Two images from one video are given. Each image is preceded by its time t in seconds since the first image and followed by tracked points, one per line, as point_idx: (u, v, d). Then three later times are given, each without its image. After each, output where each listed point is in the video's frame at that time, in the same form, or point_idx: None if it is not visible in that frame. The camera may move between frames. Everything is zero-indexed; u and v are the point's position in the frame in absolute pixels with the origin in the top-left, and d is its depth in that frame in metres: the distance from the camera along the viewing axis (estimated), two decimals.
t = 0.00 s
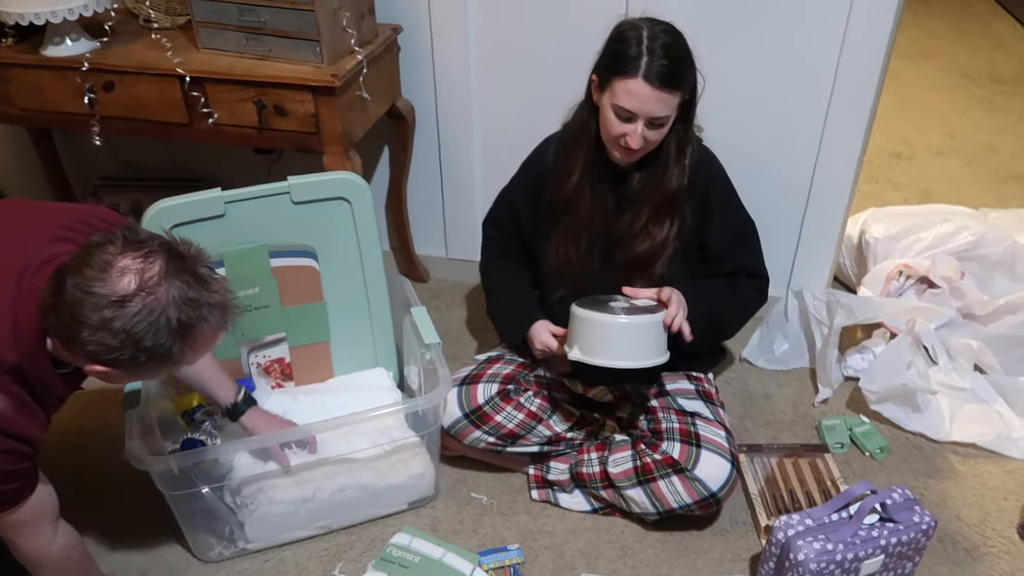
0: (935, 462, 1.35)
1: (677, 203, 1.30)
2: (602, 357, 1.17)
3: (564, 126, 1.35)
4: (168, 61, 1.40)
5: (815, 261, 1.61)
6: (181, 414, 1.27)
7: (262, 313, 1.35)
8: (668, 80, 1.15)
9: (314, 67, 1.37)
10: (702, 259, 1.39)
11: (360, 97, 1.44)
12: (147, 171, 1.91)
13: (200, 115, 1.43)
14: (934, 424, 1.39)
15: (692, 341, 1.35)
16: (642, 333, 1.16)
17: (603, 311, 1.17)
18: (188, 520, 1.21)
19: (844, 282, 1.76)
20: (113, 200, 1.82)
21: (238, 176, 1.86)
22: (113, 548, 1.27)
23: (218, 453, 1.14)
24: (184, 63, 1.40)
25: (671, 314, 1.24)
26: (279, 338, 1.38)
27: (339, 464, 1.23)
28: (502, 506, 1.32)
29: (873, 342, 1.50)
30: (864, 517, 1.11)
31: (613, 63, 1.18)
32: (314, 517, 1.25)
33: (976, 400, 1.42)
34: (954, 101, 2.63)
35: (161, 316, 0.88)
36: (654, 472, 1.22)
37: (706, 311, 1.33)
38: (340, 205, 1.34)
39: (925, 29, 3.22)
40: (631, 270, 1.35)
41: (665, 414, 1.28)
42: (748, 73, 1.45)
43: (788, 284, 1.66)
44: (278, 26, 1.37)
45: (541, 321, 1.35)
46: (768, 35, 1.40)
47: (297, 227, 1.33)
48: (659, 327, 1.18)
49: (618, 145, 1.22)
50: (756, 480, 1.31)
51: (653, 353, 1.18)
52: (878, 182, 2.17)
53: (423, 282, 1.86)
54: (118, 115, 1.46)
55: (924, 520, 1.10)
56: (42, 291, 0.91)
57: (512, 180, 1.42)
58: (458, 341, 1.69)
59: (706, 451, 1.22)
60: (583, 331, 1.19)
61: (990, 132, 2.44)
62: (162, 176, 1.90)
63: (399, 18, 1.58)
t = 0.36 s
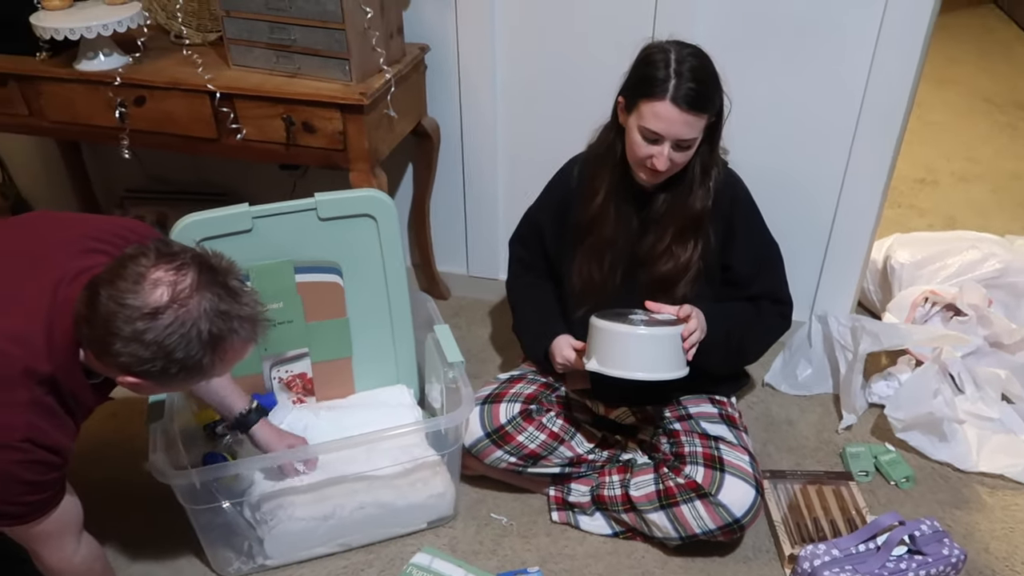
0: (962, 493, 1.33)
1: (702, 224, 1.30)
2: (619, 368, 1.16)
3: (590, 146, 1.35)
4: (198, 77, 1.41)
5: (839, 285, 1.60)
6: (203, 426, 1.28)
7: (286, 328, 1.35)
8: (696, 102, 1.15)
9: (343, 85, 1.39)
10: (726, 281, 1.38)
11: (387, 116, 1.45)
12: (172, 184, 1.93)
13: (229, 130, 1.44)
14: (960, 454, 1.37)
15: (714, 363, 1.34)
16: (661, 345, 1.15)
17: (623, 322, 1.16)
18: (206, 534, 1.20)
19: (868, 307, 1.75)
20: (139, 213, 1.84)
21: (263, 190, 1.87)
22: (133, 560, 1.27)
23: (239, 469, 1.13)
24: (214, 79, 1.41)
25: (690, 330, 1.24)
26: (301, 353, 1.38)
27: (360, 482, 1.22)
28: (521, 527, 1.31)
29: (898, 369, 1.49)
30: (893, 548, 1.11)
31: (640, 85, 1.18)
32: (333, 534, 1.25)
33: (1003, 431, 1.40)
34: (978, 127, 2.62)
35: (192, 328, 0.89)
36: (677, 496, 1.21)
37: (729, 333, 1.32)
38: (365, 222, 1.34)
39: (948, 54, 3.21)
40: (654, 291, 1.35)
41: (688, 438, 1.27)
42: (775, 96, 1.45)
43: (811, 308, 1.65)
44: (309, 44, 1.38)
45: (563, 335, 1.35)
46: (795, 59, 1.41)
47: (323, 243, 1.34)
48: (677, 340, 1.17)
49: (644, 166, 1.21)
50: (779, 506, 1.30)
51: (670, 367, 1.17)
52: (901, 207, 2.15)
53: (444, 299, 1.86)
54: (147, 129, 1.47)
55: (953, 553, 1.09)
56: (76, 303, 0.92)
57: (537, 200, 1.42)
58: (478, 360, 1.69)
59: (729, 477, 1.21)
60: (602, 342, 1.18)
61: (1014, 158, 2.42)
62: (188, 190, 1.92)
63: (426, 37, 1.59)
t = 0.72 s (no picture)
0: (982, 501, 1.31)
1: (721, 227, 1.29)
2: (635, 370, 1.15)
3: (608, 147, 1.35)
4: (219, 76, 1.42)
5: (859, 290, 1.59)
6: (219, 424, 1.29)
7: (302, 327, 1.36)
8: (717, 104, 1.15)
9: (363, 85, 1.39)
10: (744, 285, 1.37)
11: (406, 116, 1.46)
12: (192, 182, 1.94)
13: (248, 129, 1.45)
14: (981, 462, 1.35)
15: (733, 367, 1.32)
16: (679, 348, 1.14)
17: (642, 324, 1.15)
18: (222, 531, 1.21)
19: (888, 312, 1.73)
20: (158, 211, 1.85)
21: (281, 189, 1.88)
22: (149, 555, 1.28)
23: (254, 467, 1.13)
24: (235, 78, 1.42)
25: (707, 334, 1.22)
26: (317, 352, 1.38)
27: (374, 481, 1.23)
28: (535, 529, 1.31)
29: (918, 375, 1.48)
30: (911, 556, 1.10)
31: (661, 86, 1.18)
32: (348, 533, 1.25)
33: None
34: (1002, 131, 2.58)
35: (215, 324, 0.90)
36: (691, 500, 1.20)
37: (748, 338, 1.31)
38: (383, 222, 1.34)
39: (972, 57, 3.17)
40: (672, 296, 1.34)
41: (703, 441, 1.27)
42: (795, 99, 1.44)
43: (830, 313, 1.64)
44: (329, 44, 1.39)
45: (579, 338, 1.34)
46: (817, 62, 1.40)
47: (340, 243, 1.34)
48: (695, 345, 1.16)
49: (664, 168, 1.21)
50: (795, 512, 1.29)
51: (687, 371, 1.16)
52: (922, 211, 2.13)
53: (459, 299, 1.86)
54: (168, 127, 1.49)
55: (972, 563, 1.09)
56: (102, 299, 0.93)
57: (554, 201, 1.42)
58: (493, 360, 1.68)
59: (745, 481, 1.20)
60: (619, 343, 1.17)
61: None
62: (207, 188, 1.93)
63: (445, 38, 1.59)
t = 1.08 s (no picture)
0: (985, 509, 1.31)
1: (723, 235, 1.29)
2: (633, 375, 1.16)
3: (610, 155, 1.35)
4: (222, 84, 1.43)
5: (862, 297, 1.58)
6: (220, 432, 1.29)
7: (303, 335, 1.35)
8: (719, 111, 1.15)
9: (365, 93, 1.39)
10: (747, 292, 1.37)
11: (407, 123, 1.46)
12: (195, 189, 1.94)
13: (251, 137, 1.46)
14: (984, 470, 1.35)
15: (736, 374, 1.32)
16: (682, 358, 1.14)
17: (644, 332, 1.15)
18: (222, 540, 1.21)
19: (890, 318, 1.73)
20: (161, 218, 1.85)
21: (283, 196, 1.89)
22: (150, 563, 1.28)
23: (256, 475, 1.13)
24: (237, 86, 1.42)
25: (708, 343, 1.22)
26: (318, 359, 1.38)
27: (375, 489, 1.23)
28: (536, 537, 1.30)
29: (920, 383, 1.47)
30: (914, 565, 1.10)
31: (663, 93, 1.18)
32: (349, 541, 1.25)
33: None
34: (1006, 137, 2.58)
35: (217, 331, 0.90)
36: (693, 508, 1.20)
37: (749, 343, 1.31)
38: (385, 229, 1.35)
39: (976, 62, 3.17)
40: (674, 303, 1.34)
41: (706, 449, 1.27)
42: (797, 106, 1.44)
43: (833, 320, 1.63)
44: (331, 52, 1.39)
45: (580, 346, 1.34)
46: (820, 69, 1.39)
47: (342, 250, 1.34)
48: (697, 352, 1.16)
49: (665, 175, 1.21)
50: (797, 520, 1.28)
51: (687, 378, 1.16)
52: (926, 218, 2.13)
53: (462, 306, 1.86)
54: (171, 135, 1.49)
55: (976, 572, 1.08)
56: (107, 307, 0.93)
57: (556, 208, 1.42)
58: (495, 367, 1.68)
59: (747, 490, 1.20)
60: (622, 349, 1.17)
61: None
62: (209, 195, 1.94)
63: (447, 45, 1.59)
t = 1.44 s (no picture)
0: (993, 517, 1.30)
1: (726, 246, 1.29)
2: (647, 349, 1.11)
3: (614, 163, 1.36)
4: (229, 95, 1.44)
5: (868, 304, 1.58)
6: (227, 440, 1.29)
7: (311, 342, 1.36)
8: (719, 111, 1.15)
9: (370, 102, 1.40)
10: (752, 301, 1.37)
11: (413, 133, 1.47)
12: (202, 199, 1.96)
13: (258, 146, 1.47)
14: (991, 478, 1.34)
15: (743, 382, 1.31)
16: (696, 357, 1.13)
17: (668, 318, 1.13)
18: (229, 547, 1.21)
19: (897, 328, 1.72)
20: (168, 227, 1.86)
21: (289, 205, 1.90)
22: (157, 570, 1.28)
23: (263, 482, 1.14)
24: (245, 96, 1.44)
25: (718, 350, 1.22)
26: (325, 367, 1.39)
27: (381, 496, 1.23)
28: (542, 545, 1.30)
29: (927, 391, 1.47)
30: (921, 573, 1.09)
31: (663, 93, 1.19)
32: (354, 549, 1.25)
33: None
34: (1012, 145, 2.58)
35: (230, 336, 0.90)
36: (699, 516, 1.20)
37: (757, 355, 1.30)
38: (390, 238, 1.35)
39: (981, 71, 3.17)
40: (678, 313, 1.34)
41: (712, 457, 1.27)
42: (800, 114, 1.44)
43: (838, 327, 1.63)
44: (338, 62, 1.40)
45: (587, 349, 1.34)
46: (822, 77, 1.40)
47: (348, 259, 1.35)
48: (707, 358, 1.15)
49: (663, 177, 1.21)
50: (804, 529, 1.28)
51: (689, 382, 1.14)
52: (932, 226, 2.12)
53: (467, 314, 1.86)
54: (179, 145, 1.50)
55: None
56: (121, 314, 0.94)
57: (561, 216, 1.42)
58: (501, 376, 1.68)
59: (753, 497, 1.20)
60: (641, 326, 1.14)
61: None
62: (217, 205, 1.95)
63: (452, 55, 1.60)
